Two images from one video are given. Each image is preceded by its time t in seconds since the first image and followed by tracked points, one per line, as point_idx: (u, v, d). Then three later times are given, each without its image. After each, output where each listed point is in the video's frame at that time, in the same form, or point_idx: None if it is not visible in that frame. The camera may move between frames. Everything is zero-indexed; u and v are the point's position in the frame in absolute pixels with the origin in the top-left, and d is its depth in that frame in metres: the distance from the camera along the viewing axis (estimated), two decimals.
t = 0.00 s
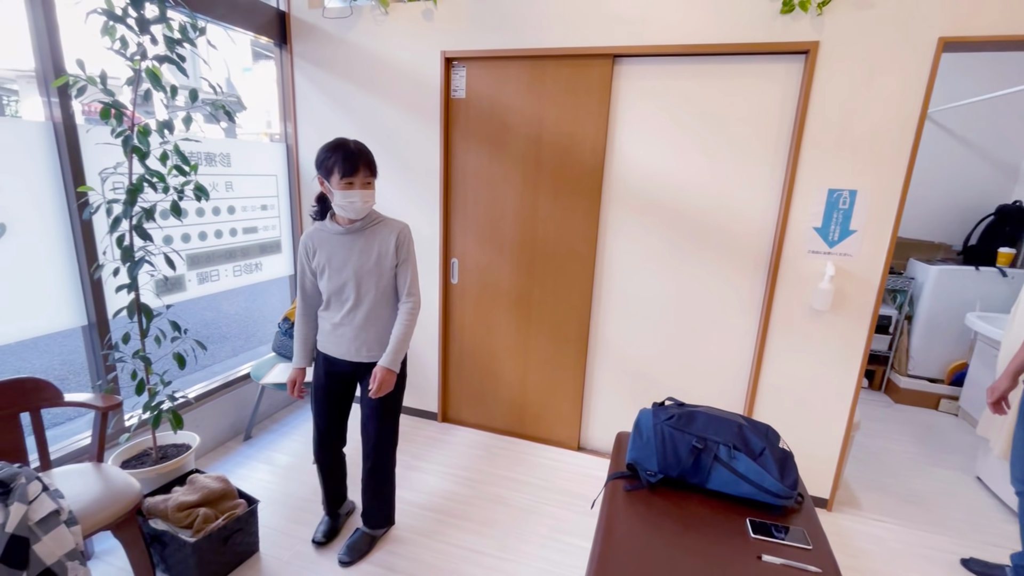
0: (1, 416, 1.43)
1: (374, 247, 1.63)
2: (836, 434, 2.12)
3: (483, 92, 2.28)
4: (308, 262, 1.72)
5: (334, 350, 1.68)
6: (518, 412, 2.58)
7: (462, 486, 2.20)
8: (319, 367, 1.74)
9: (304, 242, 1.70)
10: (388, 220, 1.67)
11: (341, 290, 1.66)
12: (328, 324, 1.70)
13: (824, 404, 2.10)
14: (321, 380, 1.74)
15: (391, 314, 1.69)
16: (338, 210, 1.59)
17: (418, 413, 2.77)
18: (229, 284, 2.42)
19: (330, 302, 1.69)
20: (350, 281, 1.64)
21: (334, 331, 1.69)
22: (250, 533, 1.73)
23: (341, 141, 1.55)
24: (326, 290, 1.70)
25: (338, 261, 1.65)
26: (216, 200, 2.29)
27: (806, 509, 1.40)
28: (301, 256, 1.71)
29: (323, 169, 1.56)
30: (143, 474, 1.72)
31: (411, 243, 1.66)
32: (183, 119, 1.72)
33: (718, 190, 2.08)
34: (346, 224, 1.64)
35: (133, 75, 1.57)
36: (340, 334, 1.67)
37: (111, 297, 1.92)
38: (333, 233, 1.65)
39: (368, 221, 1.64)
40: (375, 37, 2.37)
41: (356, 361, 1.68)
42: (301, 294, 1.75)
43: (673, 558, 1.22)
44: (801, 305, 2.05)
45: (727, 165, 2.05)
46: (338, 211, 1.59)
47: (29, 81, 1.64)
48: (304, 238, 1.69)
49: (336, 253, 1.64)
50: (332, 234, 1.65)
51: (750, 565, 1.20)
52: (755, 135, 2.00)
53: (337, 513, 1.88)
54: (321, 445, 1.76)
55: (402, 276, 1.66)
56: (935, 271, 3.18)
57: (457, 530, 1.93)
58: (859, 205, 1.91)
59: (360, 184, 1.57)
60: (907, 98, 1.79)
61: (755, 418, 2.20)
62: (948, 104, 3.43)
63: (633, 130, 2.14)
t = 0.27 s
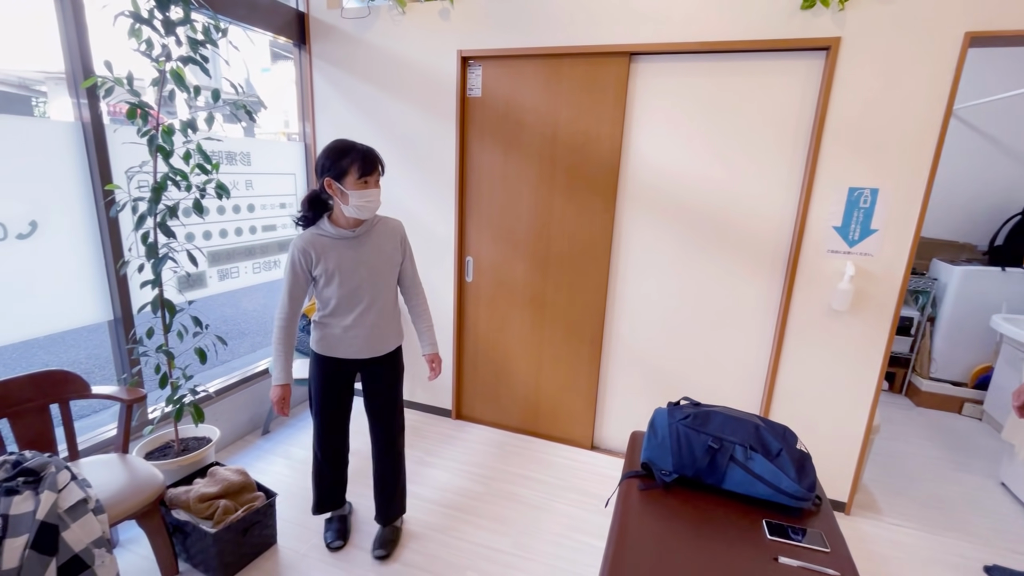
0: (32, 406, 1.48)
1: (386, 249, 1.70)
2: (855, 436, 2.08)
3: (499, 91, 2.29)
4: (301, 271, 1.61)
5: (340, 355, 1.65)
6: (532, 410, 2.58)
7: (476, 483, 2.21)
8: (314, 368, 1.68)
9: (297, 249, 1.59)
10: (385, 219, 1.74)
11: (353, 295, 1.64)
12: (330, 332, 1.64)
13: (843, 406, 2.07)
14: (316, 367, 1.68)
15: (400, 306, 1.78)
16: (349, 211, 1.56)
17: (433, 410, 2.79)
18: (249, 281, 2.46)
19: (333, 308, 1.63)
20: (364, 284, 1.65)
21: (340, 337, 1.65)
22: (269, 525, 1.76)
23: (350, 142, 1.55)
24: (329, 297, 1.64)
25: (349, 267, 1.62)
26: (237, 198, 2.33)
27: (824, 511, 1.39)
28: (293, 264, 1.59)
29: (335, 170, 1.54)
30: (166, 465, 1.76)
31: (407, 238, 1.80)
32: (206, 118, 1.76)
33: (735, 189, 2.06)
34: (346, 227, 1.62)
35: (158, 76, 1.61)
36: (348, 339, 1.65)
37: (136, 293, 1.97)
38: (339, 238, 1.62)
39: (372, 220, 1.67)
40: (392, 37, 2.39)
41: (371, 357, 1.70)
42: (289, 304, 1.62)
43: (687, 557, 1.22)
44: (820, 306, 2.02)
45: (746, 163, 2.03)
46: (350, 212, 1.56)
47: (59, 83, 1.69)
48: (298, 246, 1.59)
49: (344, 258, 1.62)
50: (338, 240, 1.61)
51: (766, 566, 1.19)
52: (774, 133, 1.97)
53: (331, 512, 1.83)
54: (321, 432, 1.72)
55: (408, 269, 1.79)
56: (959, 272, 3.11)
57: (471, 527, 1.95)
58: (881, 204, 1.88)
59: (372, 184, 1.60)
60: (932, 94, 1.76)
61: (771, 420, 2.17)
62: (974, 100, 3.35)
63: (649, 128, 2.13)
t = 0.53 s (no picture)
0: (50, 401, 1.51)
1: (395, 249, 1.75)
2: (867, 437, 2.06)
3: (508, 89, 2.29)
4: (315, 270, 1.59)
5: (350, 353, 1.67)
6: (541, 408, 2.58)
7: (484, 481, 2.22)
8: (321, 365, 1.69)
9: (313, 247, 1.56)
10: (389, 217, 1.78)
11: (368, 294, 1.67)
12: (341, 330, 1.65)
13: (855, 407, 2.05)
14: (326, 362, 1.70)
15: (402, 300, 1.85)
16: (367, 208, 1.59)
17: (442, 408, 2.80)
18: (260, 279, 2.49)
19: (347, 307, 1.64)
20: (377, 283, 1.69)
21: (350, 335, 1.67)
22: (280, 519, 1.78)
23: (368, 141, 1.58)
24: (343, 296, 1.65)
25: (367, 266, 1.65)
26: (249, 196, 2.36)
27: (835, 511, 1.38)
28: (308, 262, 1.56)
29: (353, 168, 1.56)
30: (179, 460, 1.78)
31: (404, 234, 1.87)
32: (219, 117, 1.78)
33: (746, 187, 2.05)
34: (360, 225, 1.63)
35: (173, 76, 1.63)
36: (359, 337, 1.68)
37: (151, 290, 2.00)
38: (356, 238, 1.63)
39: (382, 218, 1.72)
40: (402, 36, 2.40)
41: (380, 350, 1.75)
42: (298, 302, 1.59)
43: (696, 555, 1.21)
44: (831, 304, 2.00)
45: (756, 161, 2.01)
46: (368, 210, 1.59)
47: (76, 83, 1.72)
48: (313, 244, 1.56)
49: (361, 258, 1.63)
50: (356, 238, 1.63)
51: (776, 566, 1.18)
52: (785, 131, 1.96)
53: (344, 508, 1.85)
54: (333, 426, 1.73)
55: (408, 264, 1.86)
56: (974, 271, 3.07)
57: (480, 524, 1.96)
58: (895, 202, 1.86)
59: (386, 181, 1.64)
60: (947, 90, 1.73)
61: (782, 419, 2.16)
62: (991, 96, 3.30)
63: (659, 126, 2.12)
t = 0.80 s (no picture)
0: (54, 399, 1.52)
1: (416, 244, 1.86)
2: (869, 435, 2.06)
3: (509, 87, 2.29)
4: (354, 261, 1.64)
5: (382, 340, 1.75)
6: (542, 406, 2.59)
7: (485, 478, 2.23)
8: (348, 356, 1.73)
9: (354, 238, 1.62)
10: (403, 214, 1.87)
11: (400, 284, 1.76)
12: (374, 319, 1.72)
13: (857, 405, 2.05)
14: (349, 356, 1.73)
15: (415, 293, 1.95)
16: (399, 201, 1.68)
17: (444, 406, 2.81)
18: (263, 277, 2.50)
19: (381, 296, 1.72)
20: (405, 275, 1.79)
21: (381, 324, 1.74)
22: (282, 516, 1.79)
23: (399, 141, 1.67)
24: (377, 287, 1.71)
25: (399, 258, 1.74)
26: (251, 195, 2.37)
27: (837, 509, 1.38)
28: (351, 251, 1.61)
29: (385, 163, 1.64)
30: (182, 457, 1.80)
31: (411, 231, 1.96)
32: (221, 116, 1.79)
33: (747, 185, 2.04)
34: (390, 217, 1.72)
35: (175, 75, 1.64)
36: (389, 325, 1.76)
37: (154, 288, 2.01)
38: (390, 231, 1.71)
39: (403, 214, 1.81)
40: (404, 35, 2.41)
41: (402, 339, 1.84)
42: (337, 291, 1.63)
43: (697, 553, 1.22)
44: (834, 302, 1.99)
45: (758, 158, 2.01)
46: (400, 203, 1.68)
47: (80, 83, 1.73)
48: (356, 234, 1.63)
49: (395, 249, 1.73)
50: (389, 231, 1.71)
51: (776, 563, 1.18)
52: (787, 128, 1.95)
53: (350, 505, 1.88)
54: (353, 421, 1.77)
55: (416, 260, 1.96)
56: (978, 269, 3.05)
57: (481, 521, 1.96)
58: (897, 199, 1.85)
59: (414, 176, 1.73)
60: (951, 86, 1.72)
61: (784, 417, 2.15)
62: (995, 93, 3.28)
63: (660, 124, 2.12)
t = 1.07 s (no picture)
0: (47, 400, 1.51)
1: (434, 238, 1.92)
2: (863, 431, 2.07)
3: (503, 86, 2.30)
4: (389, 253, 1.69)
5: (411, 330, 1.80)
6: (538, 404, 2.59)
7: (481, 477, 2.23)
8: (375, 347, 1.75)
9: (391, 228, 1.66)
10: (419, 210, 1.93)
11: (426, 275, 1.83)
12: (406, 309, 1.77)
13: (851, 401, 2.06)
14: (372, 352, 1.76)
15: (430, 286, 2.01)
16: (424, 197, 1.75)
17: (440, 405, 2.81)
18: (258, 277, 2.50)
19: (410, 286, 1.77)
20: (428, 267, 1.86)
21: (410, 313, 1.79)
22: (278, 516, 1.79)
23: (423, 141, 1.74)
24: (407, 279, 1.77)
25: (426, 252, 1.80)
26: (245, 195, 2.36)
27: (829, 505, 1.39)
28: (389, 240, 1.65)
29: (412, 162, 1.70)
30: (178, 457, 1.80)
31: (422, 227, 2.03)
32: (214, 116, 1.79)
33: (741, 183, 2.05)
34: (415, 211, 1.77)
35: (167, 75, 1.63)
36: (417, 314, 1.81)
37: (148, 288, 2.01)
38: (417, 225, 1.77)
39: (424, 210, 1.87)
40: (398, 33, 2.40)
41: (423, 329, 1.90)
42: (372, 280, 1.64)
43: (690, 550, 1.22)
44: (827, 299, 2.00)
45: (751, 156, 2.01)
46: (425, 199, 1.75)
47: (72, 83, 1.72)
48: (391, 227, 1.66)
49: (421, 241, 1.79)
50: (417, 226, 1.77)
51: (768, 560, 1.19)
52: (780, 127, 1.96)
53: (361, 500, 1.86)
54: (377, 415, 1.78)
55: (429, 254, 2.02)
56: (971, 266, 3.07)
57: (476, 520, 1.97)
58: (889, 196, 1.86)
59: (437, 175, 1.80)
60: (942, 84, 1.73)
61: (778, 414, 2.16)
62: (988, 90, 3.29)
63: (654, 122, 2.12)
